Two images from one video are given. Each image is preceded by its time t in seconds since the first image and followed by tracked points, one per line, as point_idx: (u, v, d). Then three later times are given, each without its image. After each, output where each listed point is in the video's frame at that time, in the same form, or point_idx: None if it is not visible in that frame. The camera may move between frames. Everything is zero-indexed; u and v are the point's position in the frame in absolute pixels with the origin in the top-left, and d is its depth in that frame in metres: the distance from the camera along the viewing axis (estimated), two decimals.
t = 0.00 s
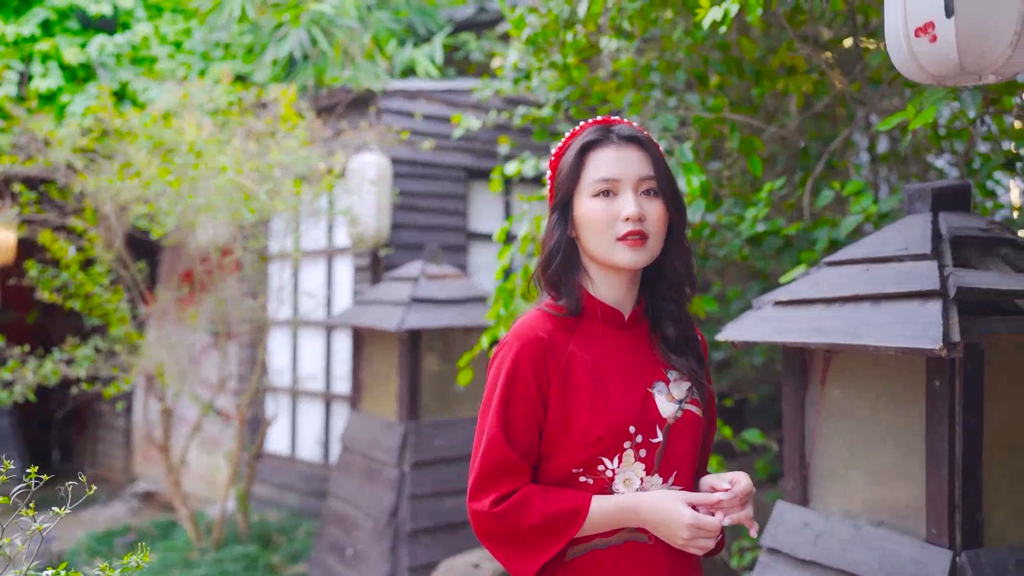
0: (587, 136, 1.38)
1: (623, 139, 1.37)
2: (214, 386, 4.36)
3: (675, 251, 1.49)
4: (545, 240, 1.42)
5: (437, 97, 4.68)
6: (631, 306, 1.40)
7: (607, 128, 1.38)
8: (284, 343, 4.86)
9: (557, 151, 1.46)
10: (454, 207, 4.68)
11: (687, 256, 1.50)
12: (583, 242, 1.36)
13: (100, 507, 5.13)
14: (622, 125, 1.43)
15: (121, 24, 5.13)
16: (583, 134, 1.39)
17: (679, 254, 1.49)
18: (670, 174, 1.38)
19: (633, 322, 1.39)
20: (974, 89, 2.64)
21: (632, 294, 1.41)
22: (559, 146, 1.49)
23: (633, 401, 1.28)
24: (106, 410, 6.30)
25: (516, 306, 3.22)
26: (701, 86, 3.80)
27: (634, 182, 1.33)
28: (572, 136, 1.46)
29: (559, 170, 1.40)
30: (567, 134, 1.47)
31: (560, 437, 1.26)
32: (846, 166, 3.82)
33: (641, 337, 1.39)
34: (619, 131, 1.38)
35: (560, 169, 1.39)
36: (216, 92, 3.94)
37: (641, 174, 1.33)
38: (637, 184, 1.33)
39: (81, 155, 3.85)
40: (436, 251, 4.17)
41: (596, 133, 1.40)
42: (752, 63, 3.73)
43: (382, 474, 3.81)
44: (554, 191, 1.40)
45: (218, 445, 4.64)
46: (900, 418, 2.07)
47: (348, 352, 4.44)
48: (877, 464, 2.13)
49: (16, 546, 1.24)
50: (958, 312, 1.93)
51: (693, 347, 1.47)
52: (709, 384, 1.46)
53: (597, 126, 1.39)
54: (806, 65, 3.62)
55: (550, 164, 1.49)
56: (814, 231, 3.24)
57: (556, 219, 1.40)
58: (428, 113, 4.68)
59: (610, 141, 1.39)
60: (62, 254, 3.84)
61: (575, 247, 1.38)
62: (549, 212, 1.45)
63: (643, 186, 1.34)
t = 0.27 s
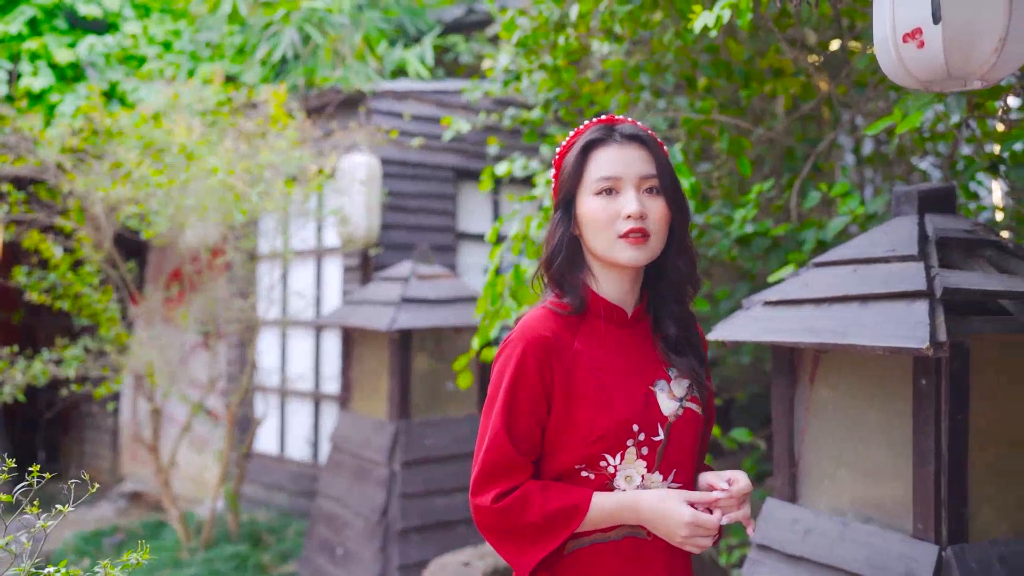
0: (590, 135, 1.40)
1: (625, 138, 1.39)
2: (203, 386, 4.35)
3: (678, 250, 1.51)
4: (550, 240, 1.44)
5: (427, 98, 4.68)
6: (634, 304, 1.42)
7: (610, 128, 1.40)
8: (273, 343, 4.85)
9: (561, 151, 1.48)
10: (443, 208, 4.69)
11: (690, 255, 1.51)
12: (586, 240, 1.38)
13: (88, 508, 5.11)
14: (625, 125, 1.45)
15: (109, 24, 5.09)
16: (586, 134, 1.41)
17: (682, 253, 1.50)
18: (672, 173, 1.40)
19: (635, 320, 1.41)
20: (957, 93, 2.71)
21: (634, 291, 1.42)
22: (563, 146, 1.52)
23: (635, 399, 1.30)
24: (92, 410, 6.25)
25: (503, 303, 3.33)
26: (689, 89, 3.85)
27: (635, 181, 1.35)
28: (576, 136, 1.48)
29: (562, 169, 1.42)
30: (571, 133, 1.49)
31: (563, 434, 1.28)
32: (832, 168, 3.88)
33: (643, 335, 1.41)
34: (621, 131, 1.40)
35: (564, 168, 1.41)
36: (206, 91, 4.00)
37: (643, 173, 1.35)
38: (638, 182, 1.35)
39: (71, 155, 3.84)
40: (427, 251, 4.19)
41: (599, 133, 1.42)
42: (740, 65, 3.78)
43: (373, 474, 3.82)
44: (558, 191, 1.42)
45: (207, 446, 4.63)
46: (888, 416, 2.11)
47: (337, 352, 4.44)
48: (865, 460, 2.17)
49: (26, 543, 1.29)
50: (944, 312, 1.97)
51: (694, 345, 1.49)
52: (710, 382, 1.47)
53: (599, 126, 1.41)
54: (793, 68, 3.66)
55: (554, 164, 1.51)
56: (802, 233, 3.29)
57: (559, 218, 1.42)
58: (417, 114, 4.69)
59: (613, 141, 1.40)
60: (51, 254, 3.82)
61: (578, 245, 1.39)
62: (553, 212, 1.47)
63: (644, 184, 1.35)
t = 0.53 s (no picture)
0: (594, 138, 1.43)
1: (628, 140, 1.41)
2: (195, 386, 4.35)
3: (682, 251, 1.52)
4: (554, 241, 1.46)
5: (417, 99, 4.71)
6: (637, 304, 1.43)
7: (613, 130, 1.42)
8: (264, 343, 4.86)
9: (565, 153, 1.50)
10: (435, 209, 4.71)
11: (694, 256, 1.53)
12: (590, 241, 1.40)
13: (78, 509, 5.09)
14: (628, 128, 1.47)
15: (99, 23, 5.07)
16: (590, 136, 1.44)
17: (686, 253, 1.52)
18: (675, 174, 1.42)
19: (638, 322, 1.43)
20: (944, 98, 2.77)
21: (638, 292, 1.44)
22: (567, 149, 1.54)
23: (636, 401, 1.33)
24: (80, 412, 6.22)
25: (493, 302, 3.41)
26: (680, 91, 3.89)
27: (639, 182, 1.36)
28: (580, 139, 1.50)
29: (567, 171, 1.44)
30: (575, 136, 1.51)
31: (564, 434, 1.31)
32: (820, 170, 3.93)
33: (646, 337, 1.43)
34: (625, 133, 1.42)
35: (568, 170, 1.44)
36: (198, 93, 4.02)
37: (646, 174, 1.37)
38: (642, 183, 1.37)
39: (63, 156, 3.84)
40: (418, 252, 4.21)
41: (603, 136, 1.44)
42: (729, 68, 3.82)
43: (365, 473, 3.84)
44: (562, 192, 1.44)
45: (198, 446, 4.63)
46: (876, 415, 2.15)
47: (328, 352, 4.45)
48: (853, 458, 2.21)
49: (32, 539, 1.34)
50: (931, 312, 2.01)
51: (696, 347, 1.50)
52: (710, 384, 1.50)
53: (603, 128, 1.44)
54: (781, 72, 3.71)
55: (558, 167, 1.54)
56: (791, 234, 3.33)
57: (564, 219, 1.44)
58: (409, 115, 4.72)
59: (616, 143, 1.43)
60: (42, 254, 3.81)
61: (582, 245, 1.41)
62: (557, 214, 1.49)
63: (648, 185, 1.37)
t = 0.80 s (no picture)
0: (596, 141, 1.45)
1: (630, 143, 1.44)
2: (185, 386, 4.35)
3: (683, 252, 1.55)
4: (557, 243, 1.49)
5: (407, 101, 4.73)
6: (638, 305, 1.47)
7: (615, 134, 1.45)
8: (253, 344, 4.87)
9: (567, 157, 1.52)
10: (424, 210, 4.73)
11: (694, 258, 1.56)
12: (592, 243, 1.43)
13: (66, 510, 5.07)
14: (629, 131, 1.50)
15: (87, 22, 5.07)
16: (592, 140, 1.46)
17: (688, 255, 1.55)
18: (676, 177, 1.45)
19: (639, 324, 1.46)
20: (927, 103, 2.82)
21: (639, 293, 1.47)
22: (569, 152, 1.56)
23: (637, 403, 1.36)
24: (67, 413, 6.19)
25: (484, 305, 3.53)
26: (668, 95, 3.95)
27: (641, 186, 1.39)
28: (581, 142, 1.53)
29: (569, 175, 1.47)
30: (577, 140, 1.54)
31: (566, 435, 1.33)
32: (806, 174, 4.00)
33: (647, 339, 1.46)
34: (626, 136, 1.45)
35: (570, 173, 1.46)
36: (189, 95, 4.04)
37: (648, 178, 1.40)
38: (643, 186, 1.40)
39: (53, 157, 3.86)
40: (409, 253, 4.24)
41: (604, 139, 1.46)
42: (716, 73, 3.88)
43: (356, 473, 3.87)
44: (565, 196, 1.47)
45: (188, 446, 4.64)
46: (863, 414, 2.20)
47: (318, 352, 4.46)
48: (839, 456, 2.26)
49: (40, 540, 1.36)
50: (916, 314, 2.07)
51: (696, 350, 1.53)
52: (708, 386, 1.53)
53: (605, 132, 1.46)
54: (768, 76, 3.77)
55: (561, 169, 1.56)
56: (778, 237, 3.38)
57: (566, 222, 1.47)
58: (399, 117, 4.74)
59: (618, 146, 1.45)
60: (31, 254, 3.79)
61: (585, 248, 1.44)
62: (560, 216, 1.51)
63: (649, 189, 1.40)
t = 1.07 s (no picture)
0: (597, 146, 1.49)
1: (630, 148, 1.47)
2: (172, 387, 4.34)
3: (683, 256, 1.59)
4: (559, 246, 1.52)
5: (395, 103, 4.75)
6: (638, 308, 1.50)
7: (616, 139, 1.48)
8: (242, 345, 4.87)
9: (568, 161, 1.56)
10: (413, 211, 4.75)
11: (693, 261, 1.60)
12: (593, 247, 1.46)
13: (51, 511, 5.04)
14: (629, 136, 1.53)
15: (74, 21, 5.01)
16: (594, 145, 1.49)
17: (688, 258, 1.59)
18: (675, 182, 1.48)
19: (641, 327, 1.49)
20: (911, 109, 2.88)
21: (640, 296, 1.50)
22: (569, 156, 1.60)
23: (642, 405, 1.39)
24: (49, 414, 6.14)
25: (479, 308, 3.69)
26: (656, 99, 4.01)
27: (641, 190, 1.42)
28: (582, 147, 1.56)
29: (570, 178, 1.50)
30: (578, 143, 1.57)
31: (572, 438, 1.36)
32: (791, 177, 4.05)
33: (650, 340, 1.49)
34: (627, 142, 1.48)
35: (572, 177, 1.49)
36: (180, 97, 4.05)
37: (649, 182, 1.43)
38: (644, 191, 1.43)
39: (43, 158, 3.87)
40: (398, 254, 4.25)
41: (605, 144, 1.50)
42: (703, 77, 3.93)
43: (346, 473, 3.89)
44: (566, 200, 1.50)
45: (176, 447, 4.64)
46: (848, 414, 2.25)
47: (306, 353, 4.47)
48: (824, 455, 2.31)
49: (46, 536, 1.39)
50: (900, 316, 2.12)
51: (696, 351, 1.57)
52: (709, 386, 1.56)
53: (606, 137, 1.50)
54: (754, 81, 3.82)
55: (561, 173, 1.59)
56: (763, 239, 3.44)
57: (568, 225, 1.50)
58: (388, 119, 4.76)
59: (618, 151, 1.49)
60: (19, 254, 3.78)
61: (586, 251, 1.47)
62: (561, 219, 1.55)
63: (650, 193, 1.43)
